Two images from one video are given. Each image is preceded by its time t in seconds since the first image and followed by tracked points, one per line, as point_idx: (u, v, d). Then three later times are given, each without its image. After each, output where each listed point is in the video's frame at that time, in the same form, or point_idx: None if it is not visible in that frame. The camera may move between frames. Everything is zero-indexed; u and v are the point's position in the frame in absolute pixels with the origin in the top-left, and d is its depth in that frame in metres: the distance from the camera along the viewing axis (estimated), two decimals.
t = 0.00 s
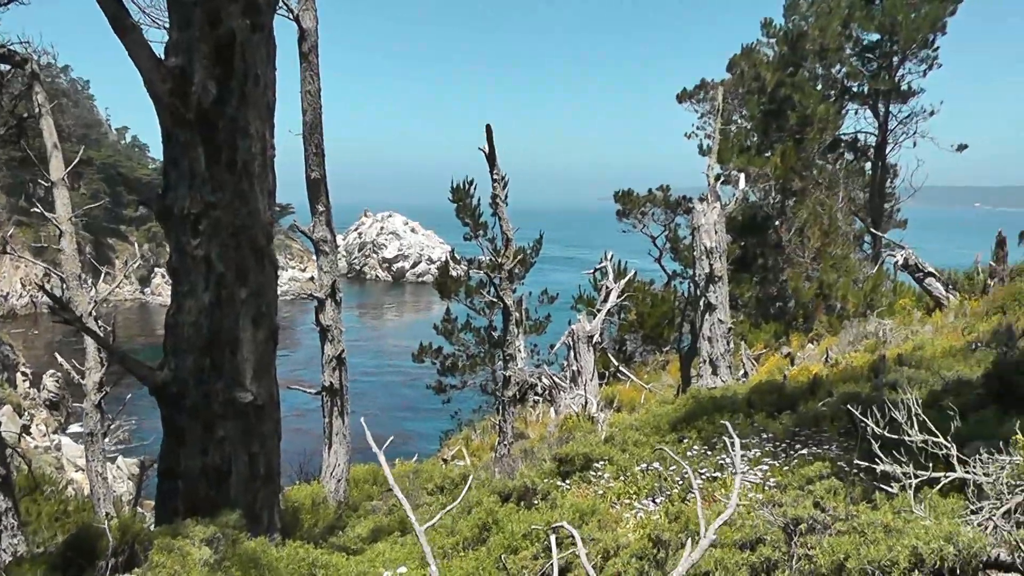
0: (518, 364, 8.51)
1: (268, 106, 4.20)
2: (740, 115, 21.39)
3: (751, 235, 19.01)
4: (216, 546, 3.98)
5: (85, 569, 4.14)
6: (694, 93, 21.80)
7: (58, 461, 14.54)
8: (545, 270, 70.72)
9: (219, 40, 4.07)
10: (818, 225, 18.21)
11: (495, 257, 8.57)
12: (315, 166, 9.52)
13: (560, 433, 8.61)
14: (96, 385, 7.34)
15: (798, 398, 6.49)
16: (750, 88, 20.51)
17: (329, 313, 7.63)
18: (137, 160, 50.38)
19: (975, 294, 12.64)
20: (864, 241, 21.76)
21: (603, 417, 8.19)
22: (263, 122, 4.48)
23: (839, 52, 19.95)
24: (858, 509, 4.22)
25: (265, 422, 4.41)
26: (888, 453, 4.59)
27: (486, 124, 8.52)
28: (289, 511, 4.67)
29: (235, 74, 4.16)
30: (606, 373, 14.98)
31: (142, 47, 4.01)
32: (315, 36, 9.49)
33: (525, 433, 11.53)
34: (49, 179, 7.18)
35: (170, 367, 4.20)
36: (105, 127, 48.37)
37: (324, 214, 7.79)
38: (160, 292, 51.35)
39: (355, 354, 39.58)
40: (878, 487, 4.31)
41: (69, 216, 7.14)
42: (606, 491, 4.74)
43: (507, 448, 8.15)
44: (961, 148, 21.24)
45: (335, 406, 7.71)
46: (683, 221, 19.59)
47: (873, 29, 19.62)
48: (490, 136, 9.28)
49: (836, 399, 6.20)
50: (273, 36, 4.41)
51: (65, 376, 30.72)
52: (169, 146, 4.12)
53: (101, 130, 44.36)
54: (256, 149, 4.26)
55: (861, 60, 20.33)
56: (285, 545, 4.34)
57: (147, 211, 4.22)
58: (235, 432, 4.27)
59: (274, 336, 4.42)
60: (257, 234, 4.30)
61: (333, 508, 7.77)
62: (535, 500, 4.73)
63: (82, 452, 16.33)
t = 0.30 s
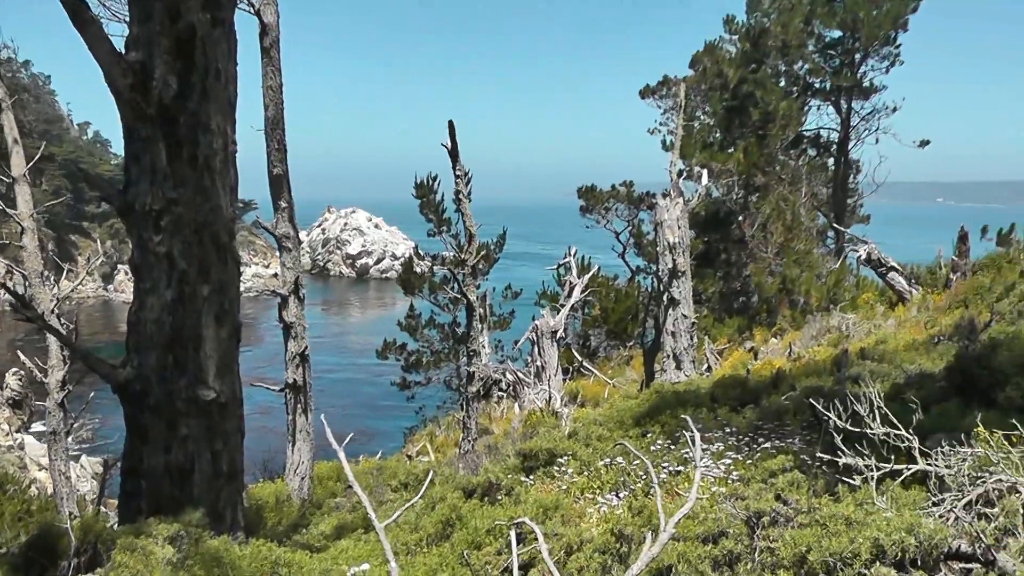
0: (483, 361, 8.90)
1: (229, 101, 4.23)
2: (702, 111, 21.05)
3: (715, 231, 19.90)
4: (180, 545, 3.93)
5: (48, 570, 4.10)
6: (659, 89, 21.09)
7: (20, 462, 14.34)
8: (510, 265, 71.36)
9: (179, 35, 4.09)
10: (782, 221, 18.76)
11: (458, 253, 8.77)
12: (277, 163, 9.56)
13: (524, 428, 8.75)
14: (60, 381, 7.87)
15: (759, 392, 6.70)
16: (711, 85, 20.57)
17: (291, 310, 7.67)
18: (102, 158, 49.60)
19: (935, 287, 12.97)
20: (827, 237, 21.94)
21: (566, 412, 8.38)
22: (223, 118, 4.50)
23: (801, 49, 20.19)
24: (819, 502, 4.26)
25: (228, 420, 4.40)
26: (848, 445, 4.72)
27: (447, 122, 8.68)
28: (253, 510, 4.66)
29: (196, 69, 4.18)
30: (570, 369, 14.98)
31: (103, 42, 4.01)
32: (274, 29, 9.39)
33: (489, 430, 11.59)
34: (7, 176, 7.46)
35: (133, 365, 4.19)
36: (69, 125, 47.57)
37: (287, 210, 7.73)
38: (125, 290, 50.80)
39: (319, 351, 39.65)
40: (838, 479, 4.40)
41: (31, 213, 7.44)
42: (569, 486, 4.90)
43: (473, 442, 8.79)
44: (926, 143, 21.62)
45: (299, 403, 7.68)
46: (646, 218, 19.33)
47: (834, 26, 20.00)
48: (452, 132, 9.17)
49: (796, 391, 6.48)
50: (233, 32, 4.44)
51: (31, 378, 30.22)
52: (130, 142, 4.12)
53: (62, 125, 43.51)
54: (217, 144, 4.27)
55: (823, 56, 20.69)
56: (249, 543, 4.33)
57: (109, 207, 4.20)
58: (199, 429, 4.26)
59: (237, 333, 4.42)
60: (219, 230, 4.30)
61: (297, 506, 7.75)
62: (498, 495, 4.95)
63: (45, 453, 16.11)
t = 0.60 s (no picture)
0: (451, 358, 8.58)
1: (196, 96, 4.25)
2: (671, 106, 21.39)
3: (683, 224, 19.78)
4: (148, 545, 3.91)
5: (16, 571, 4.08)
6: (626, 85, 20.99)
7: None
8: (481, 261, 71.81)
9: (145, 29, 4.10)
10: (749, 216, 19.32)
11: (427, 249, 8.75)
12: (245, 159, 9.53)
13: (494, 425, 8.83)
14: (28, 381, 7.99)
15: (729, 385, 6.93)
16: (680, 81, 20.74)
17: (260, 306, 7.48)
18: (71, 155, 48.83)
19: (903, 281, 13.16)
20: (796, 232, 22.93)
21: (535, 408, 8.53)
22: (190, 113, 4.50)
23: (769, 45, 21.22)
24: (787, 494, 4.31)
25: (196, 419, 4.39)
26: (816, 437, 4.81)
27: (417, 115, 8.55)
28: (222, 509, 4.64)
29: (162, 64, 4.19)
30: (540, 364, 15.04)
31: (68, 36, 4.00)
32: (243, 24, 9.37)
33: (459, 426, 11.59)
34: None
35: (100, 363, 4.16)
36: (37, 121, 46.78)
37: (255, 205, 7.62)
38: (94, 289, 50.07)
39: (287, 349, 39.43)
40: (807, 473, 4.46)
41: None
42: (538, 481, 5.05)
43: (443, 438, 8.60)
44: (893, 137, 22.21)
45: (268, 401, 7.55)
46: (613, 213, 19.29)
47: (802, 22, 21.34)
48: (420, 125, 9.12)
49: (765, 386, 6.66)
50: (199, 27, 4.45)
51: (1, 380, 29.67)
52: (97, 137, 4.11)
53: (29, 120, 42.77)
54: (184, 140, 4.28)
55: (791, 52, 21.82)
56: (218, 542, 4.31)
57: (75, 204, 4.19)
58: (167, 427, 4.24)
59: (205, 330, 4.42)
60: (186, 226, 4.30)
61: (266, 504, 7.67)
62: (468, 492, 5.13)
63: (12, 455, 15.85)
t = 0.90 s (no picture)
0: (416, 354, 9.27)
1: (159, 92, 4.27)
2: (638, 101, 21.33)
3: (649, 220, 20.14)
4: (115, 547, 3.91)
5: None
6: (594, 78, 20.78)
7: None
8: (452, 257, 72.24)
9: (108, 23, 4.11)
10: (716, 210, 19.70)
11: (394, 245, 9.39)
12: (208, 154, 9.41)
13: (462, 419, 8.98)
14: None
15: (694, 377, 7.06)
16: (645, 75, 20.84)
17: (227, 305, 7.63)
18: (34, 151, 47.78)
19: (869, 273, 13.40)
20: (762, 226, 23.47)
21: (503, 403, 8.68)
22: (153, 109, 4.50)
23: (734, 40, 21.45)
24: (753, 484, 4.39)
25: (162, 418, 4.41)
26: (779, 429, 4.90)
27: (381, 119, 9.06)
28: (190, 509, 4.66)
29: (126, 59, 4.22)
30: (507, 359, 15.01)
31: (29, 31, 4.00)
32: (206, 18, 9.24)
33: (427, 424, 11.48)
34: None
35: (66, 363, 4.17)
36: None
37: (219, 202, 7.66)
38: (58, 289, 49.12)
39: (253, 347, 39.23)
40: (773, 462, 4.55)
41: None
42: (505, 476, 5.27)
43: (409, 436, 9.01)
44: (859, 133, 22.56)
45: (235, 399, 7.63)
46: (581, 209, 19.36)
47: (768, 17, 21.32)
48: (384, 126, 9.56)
49: (732, 376, 6.78)
50: (162, 22, 4.48)
51: None
52: (60, 133, 4.12)
53: None
54: (148, 136, 4.31)
55: (756, 47, 21.95)
56: (186, 541, 4.31)
57: (39, 201, 4.19)
58: (133, 427, 4.25)
59: (171, 328, 4.45)
60: (151, 223, 4.33)
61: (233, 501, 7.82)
62: (437, 487, 5.35)
63: None
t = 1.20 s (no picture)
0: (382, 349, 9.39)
1: (117, 89, 4.51)
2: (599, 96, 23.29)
3: (614, 214, 22.15)
4: (78, 547, 3.91)
5: None
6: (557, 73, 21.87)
7: None
8: (418, 252, 73.20)
9: (66, 17, 4.37)
10: (679, 204, 21.75)
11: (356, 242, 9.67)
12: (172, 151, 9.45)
13: (426, 414, 9.36)
14: None
15: (657, 370, 7.30)
16: (608, 70, 22.72)
17: (189, 303, 8.28)
18: None
19: (832, 265, 13.45)
20: (727, 218, 25.94)
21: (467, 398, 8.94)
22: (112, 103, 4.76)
23: (695, 36, 23.64)
24: (716, 476, 4.44)
25: (125, 417, 4.70)
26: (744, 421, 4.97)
27: (343, 107, 8.86)
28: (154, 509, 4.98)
29: (85, 54, 4.47)
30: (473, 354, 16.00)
31: None
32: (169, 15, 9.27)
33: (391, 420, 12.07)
34: None
35: (29, 362, 4.43)
36: None
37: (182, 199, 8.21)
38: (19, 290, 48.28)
39: (218, 344, 39.29)
40: (735, 453, 4.63)
41: None
42: (469, 472, 5.55)
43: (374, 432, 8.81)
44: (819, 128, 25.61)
45: (197, 396, 8.31)
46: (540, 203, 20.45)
47: (729, 13, 23.55)
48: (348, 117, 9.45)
49: (694, 369, 7.04)
50: (120, 17, 4.75)
51: None
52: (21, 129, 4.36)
53: None
54: (108, 131, 4.58)
55: (719, 42, 24.21)
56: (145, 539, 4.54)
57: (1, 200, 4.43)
58: (95, 427, 4.54)
59: (133, 326, 4.73)
60: (111, 220, 4.58)
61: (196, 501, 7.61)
62: (401, 483, 5.46)
63: None
